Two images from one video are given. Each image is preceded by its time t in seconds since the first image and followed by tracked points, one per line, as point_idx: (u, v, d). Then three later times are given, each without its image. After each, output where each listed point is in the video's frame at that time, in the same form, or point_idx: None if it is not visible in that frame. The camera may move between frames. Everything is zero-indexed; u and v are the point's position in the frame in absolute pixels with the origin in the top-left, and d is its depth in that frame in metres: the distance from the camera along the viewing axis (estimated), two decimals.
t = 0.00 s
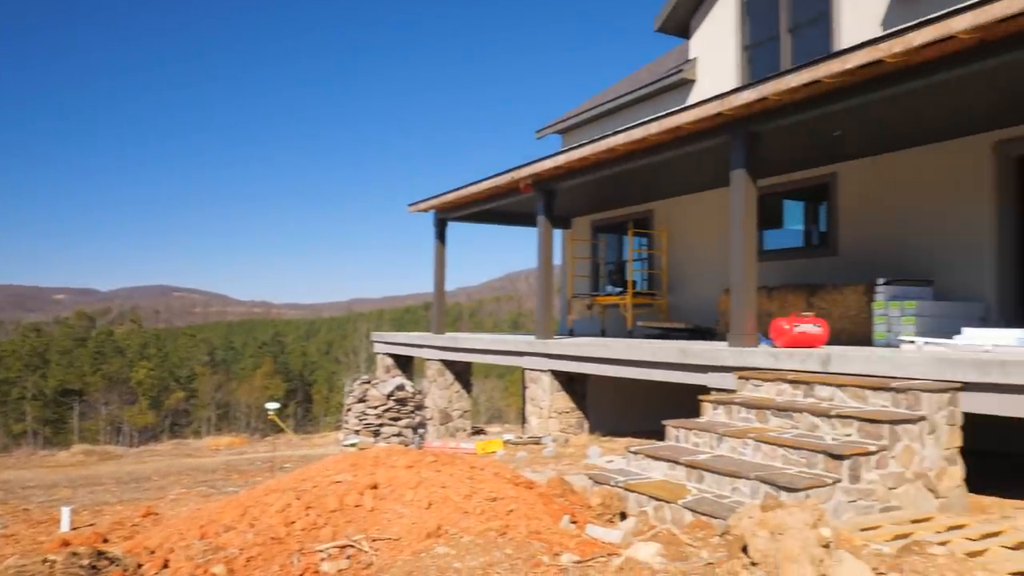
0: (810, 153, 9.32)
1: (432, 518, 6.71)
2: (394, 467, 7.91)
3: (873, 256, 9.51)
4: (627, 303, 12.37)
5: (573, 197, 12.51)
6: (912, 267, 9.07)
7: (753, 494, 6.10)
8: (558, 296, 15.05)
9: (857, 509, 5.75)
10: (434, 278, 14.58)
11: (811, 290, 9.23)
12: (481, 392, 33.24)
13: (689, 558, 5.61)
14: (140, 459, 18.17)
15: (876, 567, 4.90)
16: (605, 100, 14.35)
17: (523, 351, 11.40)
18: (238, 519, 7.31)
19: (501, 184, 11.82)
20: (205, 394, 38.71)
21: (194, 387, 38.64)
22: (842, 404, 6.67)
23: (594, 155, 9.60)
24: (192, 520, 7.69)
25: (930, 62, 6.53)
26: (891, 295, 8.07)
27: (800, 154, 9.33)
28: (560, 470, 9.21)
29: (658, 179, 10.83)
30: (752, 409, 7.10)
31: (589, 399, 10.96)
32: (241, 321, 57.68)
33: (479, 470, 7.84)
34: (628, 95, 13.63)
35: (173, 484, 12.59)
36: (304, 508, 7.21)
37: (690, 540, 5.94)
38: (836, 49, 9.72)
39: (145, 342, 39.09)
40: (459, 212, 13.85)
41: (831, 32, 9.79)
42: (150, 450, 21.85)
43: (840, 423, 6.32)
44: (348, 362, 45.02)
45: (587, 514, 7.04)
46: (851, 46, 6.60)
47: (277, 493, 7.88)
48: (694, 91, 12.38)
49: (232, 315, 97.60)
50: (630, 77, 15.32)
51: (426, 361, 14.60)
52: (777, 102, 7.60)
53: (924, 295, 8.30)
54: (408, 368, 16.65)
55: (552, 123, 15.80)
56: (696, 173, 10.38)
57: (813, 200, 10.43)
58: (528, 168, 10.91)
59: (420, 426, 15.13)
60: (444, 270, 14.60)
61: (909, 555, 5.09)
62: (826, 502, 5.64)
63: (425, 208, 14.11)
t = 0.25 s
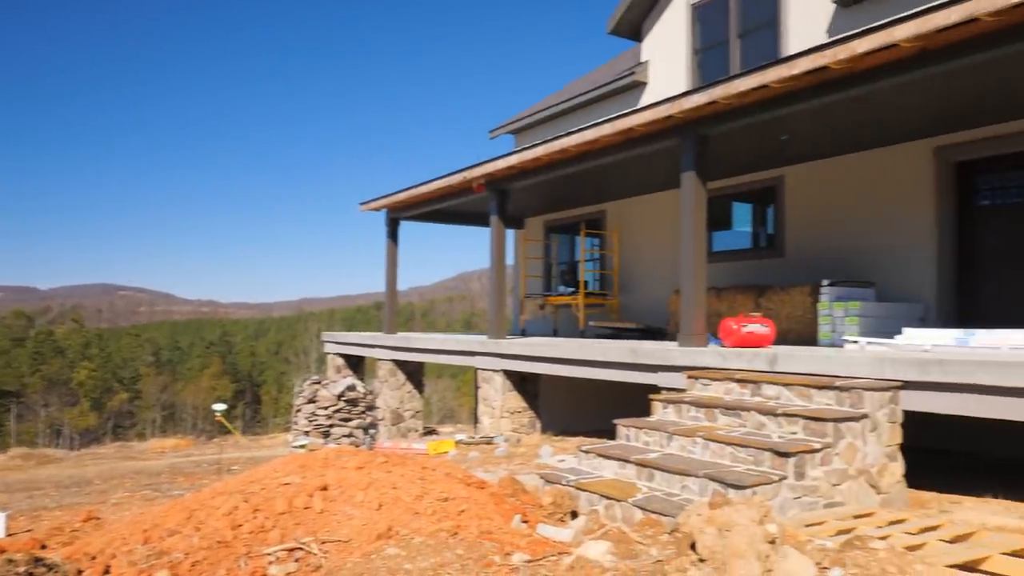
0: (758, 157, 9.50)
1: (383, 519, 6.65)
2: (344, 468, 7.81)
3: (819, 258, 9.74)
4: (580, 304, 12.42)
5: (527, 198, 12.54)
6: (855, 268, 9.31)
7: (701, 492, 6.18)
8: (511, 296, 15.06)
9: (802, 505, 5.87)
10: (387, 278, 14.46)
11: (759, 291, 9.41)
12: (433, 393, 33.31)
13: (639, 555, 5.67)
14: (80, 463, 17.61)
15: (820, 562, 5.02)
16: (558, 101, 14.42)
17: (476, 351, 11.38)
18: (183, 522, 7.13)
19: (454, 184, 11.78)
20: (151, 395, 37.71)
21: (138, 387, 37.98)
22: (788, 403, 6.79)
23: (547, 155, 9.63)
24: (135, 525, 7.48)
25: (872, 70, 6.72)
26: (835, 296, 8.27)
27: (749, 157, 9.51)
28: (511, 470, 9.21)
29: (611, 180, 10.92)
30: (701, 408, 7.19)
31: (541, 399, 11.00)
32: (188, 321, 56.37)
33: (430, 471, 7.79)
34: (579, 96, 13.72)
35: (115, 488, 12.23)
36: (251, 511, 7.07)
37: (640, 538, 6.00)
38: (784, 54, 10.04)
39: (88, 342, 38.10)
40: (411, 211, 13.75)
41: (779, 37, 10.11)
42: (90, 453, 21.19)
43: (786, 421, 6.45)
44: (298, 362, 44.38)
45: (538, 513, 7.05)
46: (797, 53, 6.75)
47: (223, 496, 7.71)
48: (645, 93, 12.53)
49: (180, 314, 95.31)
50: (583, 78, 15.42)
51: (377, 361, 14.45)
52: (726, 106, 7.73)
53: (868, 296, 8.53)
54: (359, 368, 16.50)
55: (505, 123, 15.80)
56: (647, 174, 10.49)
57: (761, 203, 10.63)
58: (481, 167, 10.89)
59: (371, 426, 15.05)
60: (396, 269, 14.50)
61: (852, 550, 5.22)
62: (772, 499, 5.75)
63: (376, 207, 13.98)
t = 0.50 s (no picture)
0: (711, 159, 9.63)
1: (336, 520, 6.57)
2: (296, 470, 7.70)
3: (770, 259, 9.91)
4: (535, 304, 12.44)
5: (484, 198, 12.52)
6: (805, 270, 9.50)
7: (654, 491, 6.24)
8: (467, 296, 15.03)
9: (752, 502, 5.97)
10: (341, 277, 14.31)
11: (712, 292, 9.55)
12: (388, 393, 33.09)
13: (593, 553, 5.70)
14: (19, 467, 17.03)
15: (769, 558, 5.12)
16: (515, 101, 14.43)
17: (431, 351, 11.31)
18: (129, 526, 6.94)
19: (410, 183, 11.70)
20: (98, 396, 36.63)
21: (82, 389, 36.80)
22: (739, 401, 6.90)
23: (503, 156, 9.62)
24: (77, 530, 7.26)
25: (821, 75, 6.87)
26: (785, 296, 8.44)
27: (702, 159, 9.64)
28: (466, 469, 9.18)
29: (567, 181, 10.97)
30: (654, 407, 7.26)
31: (496, 398, 11.01)
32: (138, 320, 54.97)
33: (384, 471, 7.73)
34: (535, 97, 13.75)
35: (59, 492, 11.86)
36: (200, 514, 6.92)
37: (593, 536, 6.03)
38: (736, 58, 10.22)
39: (32, 339, 36.71)
40: (365, 209, 13.62)
41: (731, 40, 10.28)
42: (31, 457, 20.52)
43: (738, 420, 6.55)
44: (252, 362, 43.65)
45: (492, 513, 7.05)
46: (749, 57, 6.86)
47: (171, 499, 7.54)
48: (600, 95, 12.61)
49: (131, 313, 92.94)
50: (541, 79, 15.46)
51: (331, 361, 14.30)
52: (680, 109, 7.82)
53: (817, 296, 8.72)
54: (313, 369, 16.34)
55: (462, 122, 15.77)
56: (603, 175, 10.57)
57: (715, 204, 10.79)
58: (438, 166, 10.82)
59: (325, 427, 14.92)
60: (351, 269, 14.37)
61: (800, 545, 5.32)
62: (724, 496, 5.83)
63: (331, 206, 13.81)
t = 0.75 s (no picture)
0: (669, 161, 9.74)
1: (292, 522, 6.48)
2: (252, 471, 7.58)
3: (727, 260, 10.05)
4: (495, 303, 12.44)
5: (444, 197, 12.47)
6: (761, 271, 9.65)
7: (612, 489, 6.27)
8: (426, 296, 14.95)
9: (709, 499, 6.04)
10: (299, 276, 14.14)
11: (670, 292, 9.65)
12: (347, 392, 32.41)
13: (551, 552, 5.71)
14: None
15: (724, 555, 5.16)
16: (476, 101, 14.42)
17: (389, 351, 11.22)
18: (77, 531, 6.75)
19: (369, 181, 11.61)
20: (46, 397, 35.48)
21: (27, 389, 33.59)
22: (695, 400, 6.97)
23: (463, 155, 9.60)
24: (22, 536, 7.03)
25: (776, 80, 6.98)
26: (740, 296, 8.58)
27: (660, 161, 9.73)
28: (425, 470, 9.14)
29: (527, 181, 10.98)
30: (612, 406, 7.30)
31: (455, 398, 10.98)
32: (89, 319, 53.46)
33: (342, 472, 7.64)
34: (496, 96, 13.75)
35: (4, 496, 11.49)
36: (152, 517, 6.75)
37: (552, 535, 6.04)
38: (694, 61, 10.36)
39: None
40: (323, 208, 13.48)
41: (689, 44, 10.42)
42: None
43: (694, 419, 6.62)
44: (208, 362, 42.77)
45: (451, 513, 7.02)
46: (707, 60, 6.95)
47: (122, 502, 7.35)
48: (561, 96, 12.66)
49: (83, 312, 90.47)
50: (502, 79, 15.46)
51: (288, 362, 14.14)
52: (639, 110, 7.89)
53: (772, 297, 8.87)
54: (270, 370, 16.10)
55: (422, 121, 15.70)
56: (563, 176, 10.61)
57: (673, 205, 10.90)
58: (397, 165, 10.76)
59: (281, 428, 14.77)
60: (309, 268, 14.21)
61: (755, 542, 5.40)
62: (681, 494, 5.89)
63: (288, 203, 13.64)
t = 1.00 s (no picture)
0: (633, 162, 9.80)
1: (253, 524, 6.40)
2: (211, 473, 7.47)
3: (691, 260, 10.15)
4: (460, 303, 12.40)
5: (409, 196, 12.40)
6: (724, 271, 9.75)
7: (576, 488, 6.29)
8: (391, 295, 14.85)
9: (671, 498, 6.08)
10: (261, 275, 13.99)
11: (634, 292, 9.71)
12: (309, 393, 30.90)
13: (515, 551, 5.72)
14: None
15: (686, 553, 5.16)
16: (441, 100, 14.38)
17: (352, 351, 11.14)
18: (30, 536, 6.59)
19: (332, 180, 11.52)
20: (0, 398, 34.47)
21: None
22: (659, 399, 7.02)
23: (428, 153, 9.55)
24: None
25: (740, 82, 7.06)
26: (703, 296, 8.67)
27: (624, 162, 9.80)
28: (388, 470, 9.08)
29: (493, 180, 10.98)
30: (576, 405, 7.32)
31: (419, 398, 10.96)
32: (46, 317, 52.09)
33: (304, 473, 7.56)
34: (461, 96, 13.72)
35: None
36: (109, 520, 6.60)
37: (516, 535, 6.04)
38: (658, 63, 10.45)
39: None
40: (285, 206, 13.35)
41: (654, 46, 10.51)
42: None
43: (657, 418, 6.66)
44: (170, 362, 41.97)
45: (414, 514, 6.99)
46: (671, 62, 7.01)
47: (76, 506, 7.19)
48: (526, 95, 12.68)
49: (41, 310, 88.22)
50: (468, 78, 15.44)
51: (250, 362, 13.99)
52: (604, 110, 7.94)
53: (734, 297, 8.97)
54: (231, 370, 15.91)
55: (387, 119, 15.61)
56: (529, 175, 10.62)
57: (637, 206, 10.98)
58: (360, 163, 10.69)
59: (242, 429, 14.60)
60: (271, 267, 14.06)
61: (717, 539, 5.45)
62: (643, 493, 5.92)
63: (250, 201, 13.48)
